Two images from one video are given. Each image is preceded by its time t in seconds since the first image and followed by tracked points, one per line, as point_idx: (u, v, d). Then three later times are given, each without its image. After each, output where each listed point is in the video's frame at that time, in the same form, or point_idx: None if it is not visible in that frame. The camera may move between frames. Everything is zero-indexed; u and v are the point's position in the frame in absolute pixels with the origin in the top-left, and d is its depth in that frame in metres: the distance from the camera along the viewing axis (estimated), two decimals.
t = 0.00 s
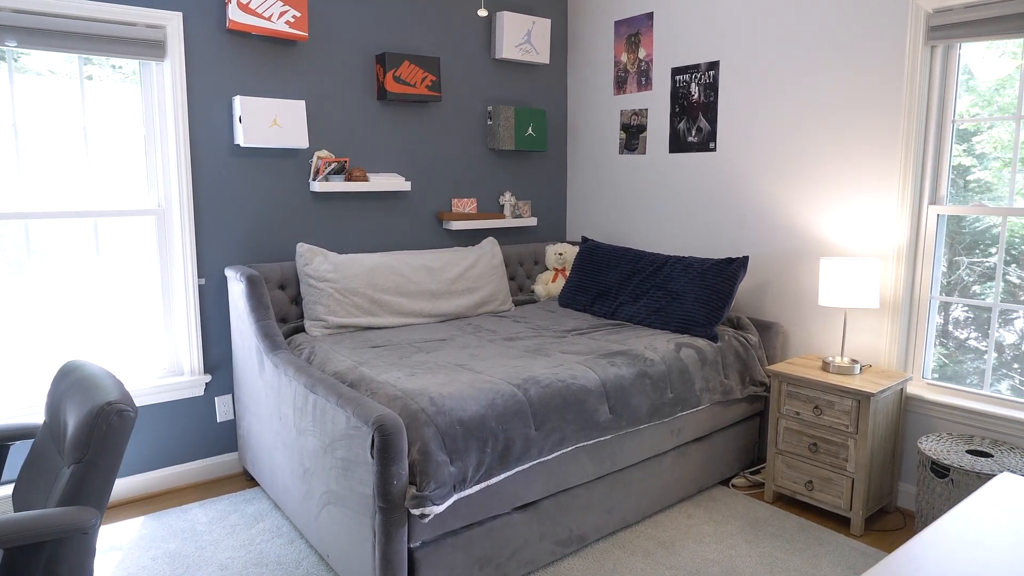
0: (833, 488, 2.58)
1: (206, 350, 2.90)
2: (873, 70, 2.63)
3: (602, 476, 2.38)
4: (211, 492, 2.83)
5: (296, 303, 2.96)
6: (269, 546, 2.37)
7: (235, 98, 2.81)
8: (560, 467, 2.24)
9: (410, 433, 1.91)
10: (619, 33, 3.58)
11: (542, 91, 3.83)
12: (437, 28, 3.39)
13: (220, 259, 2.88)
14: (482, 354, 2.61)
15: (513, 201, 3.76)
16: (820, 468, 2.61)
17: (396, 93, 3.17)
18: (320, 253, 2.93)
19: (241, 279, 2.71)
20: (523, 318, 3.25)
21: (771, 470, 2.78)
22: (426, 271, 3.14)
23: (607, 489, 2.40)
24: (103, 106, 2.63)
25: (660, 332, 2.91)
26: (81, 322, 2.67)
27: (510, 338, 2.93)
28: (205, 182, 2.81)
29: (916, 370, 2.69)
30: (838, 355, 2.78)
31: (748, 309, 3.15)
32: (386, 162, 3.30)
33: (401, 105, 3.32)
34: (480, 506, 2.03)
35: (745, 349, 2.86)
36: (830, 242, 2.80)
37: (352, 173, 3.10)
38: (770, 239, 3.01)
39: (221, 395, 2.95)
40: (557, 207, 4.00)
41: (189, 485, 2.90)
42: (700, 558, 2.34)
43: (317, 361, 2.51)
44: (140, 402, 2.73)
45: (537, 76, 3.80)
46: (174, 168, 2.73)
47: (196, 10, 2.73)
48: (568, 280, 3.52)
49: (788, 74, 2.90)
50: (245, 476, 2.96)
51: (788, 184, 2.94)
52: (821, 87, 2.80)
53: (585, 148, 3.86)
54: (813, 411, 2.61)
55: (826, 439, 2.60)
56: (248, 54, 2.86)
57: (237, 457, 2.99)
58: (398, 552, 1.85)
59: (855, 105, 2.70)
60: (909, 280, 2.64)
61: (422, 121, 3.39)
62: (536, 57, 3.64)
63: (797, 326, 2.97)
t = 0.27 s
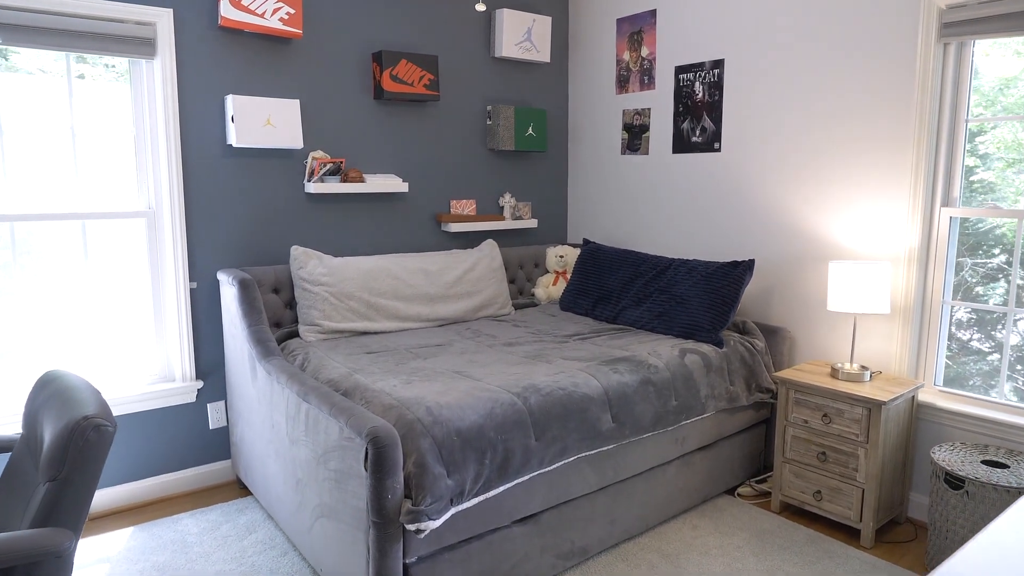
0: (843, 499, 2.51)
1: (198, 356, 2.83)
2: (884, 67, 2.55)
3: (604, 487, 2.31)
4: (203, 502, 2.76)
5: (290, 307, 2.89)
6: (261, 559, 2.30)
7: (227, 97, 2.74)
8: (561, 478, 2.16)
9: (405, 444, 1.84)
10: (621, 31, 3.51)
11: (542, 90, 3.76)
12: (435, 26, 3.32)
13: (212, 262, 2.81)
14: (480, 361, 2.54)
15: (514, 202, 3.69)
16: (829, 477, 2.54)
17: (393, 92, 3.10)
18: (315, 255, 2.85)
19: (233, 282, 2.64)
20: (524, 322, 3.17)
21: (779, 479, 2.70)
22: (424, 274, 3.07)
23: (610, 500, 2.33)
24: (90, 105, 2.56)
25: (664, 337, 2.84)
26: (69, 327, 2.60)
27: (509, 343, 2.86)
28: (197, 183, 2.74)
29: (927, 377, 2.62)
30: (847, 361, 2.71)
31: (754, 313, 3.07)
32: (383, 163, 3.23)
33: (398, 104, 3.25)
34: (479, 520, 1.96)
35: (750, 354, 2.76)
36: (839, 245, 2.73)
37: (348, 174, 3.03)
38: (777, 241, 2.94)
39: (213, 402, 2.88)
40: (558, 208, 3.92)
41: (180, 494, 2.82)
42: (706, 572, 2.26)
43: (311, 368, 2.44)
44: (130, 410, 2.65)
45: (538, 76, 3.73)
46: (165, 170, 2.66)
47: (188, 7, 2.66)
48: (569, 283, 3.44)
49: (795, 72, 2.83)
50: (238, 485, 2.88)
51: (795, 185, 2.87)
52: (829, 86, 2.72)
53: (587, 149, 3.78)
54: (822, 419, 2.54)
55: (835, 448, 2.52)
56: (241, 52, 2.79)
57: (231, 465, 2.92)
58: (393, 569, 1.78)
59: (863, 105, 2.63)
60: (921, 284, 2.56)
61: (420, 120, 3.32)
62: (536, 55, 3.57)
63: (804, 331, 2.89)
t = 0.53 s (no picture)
0: (854, 511, 2.43)
1: (190, 363, 2.75)
2: (897, 65, 2.47)
3: (608, 500, 2.23)
4: (194, 513, 2.68)
5: (284, 313, 2.82)
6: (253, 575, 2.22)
7: (219, 96, 2.66)
8: (564, 492, 2.08)
9: (401, 460, 1.76)
10: (624, 29, 3.43)
11: (543, 89, 3.68)
12: (433, 23, 3.24)
13: (204, 267, 2.74)
14: (480, 369, 2.46)
15: (514, 204, 3.61)
16: (839, 489, 2.46)
17: (390, 91, 3.04)
18: (310, 259, 2.77)
19: (225, 288, 2.56)
20: (524, 327, 3.10)
21: (787, 490, 2.63)
22: (423, 278, 2.99)
23: (614, 514, 2.25)
24: (78, 106, 2.48)
25: (669, 343, 2.75)
26: (56, 335, 2.52)
27: (510, 350, 2.78)
28: (187, 185, 2.66)
29: (941, 386, 2.54)
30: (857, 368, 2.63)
31: (760, 318, 2.99)
32: (380, 164, 3.16)
33: (395, 103, 3.17)
34: (477, 538, 1.88)
35: (757, 360, 2.66)
36: (849, 249, 2.65)
37: (343, 175, 2.95)
38: (785, 245, 2.86)
39: (206, 410, 2.80)
40: (559, 209, 3.84)
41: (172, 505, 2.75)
42: None
43: (304, 376, 2.36)
44: (119, 419, 2.58)
45: (539, 74, 3.65)
46: (154, 171, 2.58)
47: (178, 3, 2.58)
48: (571, 287, 3.37)
49: (804, 70, 2.74)
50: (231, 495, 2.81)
51: (803, 187, 2.79)
52: (839, 85, 2.64)
53: (588, 149, 3.70)
54: (832, 429, 2.46)
55: (845, 458, 2.45)
56: (233, 50, 2.71)
57: (224, 474, 2.84)
58: None
59: (874, 105, 2.55)
60: (934, 289, 2.48)
61: (417, 120, 3.25)
62: (537, 53, 3.49)
63: (813, 337, 2.81)
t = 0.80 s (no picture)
0: (867, 524, 2.35)
1: (181, 371, 2.67)
2: (911, 63, 2.39)
3: (614, 515, 2.15)
4: (186, 525, 2.60)
5: (279, 318, 2.74)
6: None
7: (211, 95, 2.58)
8: (568, 508, 2.00)
9: (398, 477, 1.68)
10: (628, 26, 3.34)
11: (545, 87, 3.60)
12: (433, 20, 3.16)
13: (196, 271, 2.65)
14: (481, 378, 2.38)
15: (516, 205, 3.53)
16: (852, 501, 2.38)
17: (388, 89, 2.95)
18: (305, 262, 2.69)
19: (217, 293, 2.48)
20: (526, 333, 3.02)
21: (797, 502, 2.55)
22: (422, 282, 2.91)
23: (620, 529, 2.17)
24: (64, 105, 2.39)
25: (675, 350, 2.67)
26: (43, 342, 2.43)
27: (511, 357, 2.70)
28: (178, 187, 2.58)
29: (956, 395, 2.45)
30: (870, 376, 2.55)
31: (768, 323, 2.91)
32: (377, 165, 3.08)
33: (393, 102, 3.09)
34: (478, 557, 1.80)
35: (767, 368, 2.60)
36: (861, 253, 2.57)
37: (340, 177, 2.89)
38: (794, 248, 2.78)
39: (198, 419, 2.73)
40: (562, 211, 3.76)
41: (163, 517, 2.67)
42: None
43: (298, 386, 2.28)
44: (107, 429, 2.50)
45: (540, 72, 3.56)
46: (144, 173, 2.50)
47: None
48: (574, 291, 3.29)
49: (814, 68, 2.66)
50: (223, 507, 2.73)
51: (814, 189, 2.70)
52: (851, 84, 2.56)
53: (591, 149, 3.62)
54: (844, 439, 2.38)
55: (858, 470, 2.37)
56: (225, 47, 2.63)
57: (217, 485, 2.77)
58: None
59: (888, 104, 2.46)
60: (949, 295, 2.40)
61: (416, 120, 3.17)
62: (538, 51, 3.41)
63: (823, 343, 2.73)
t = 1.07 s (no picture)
0: (881, 536, 2.28)
1: (175, 377, 2.61)
2: (926, 60, 2.31)
3: (620, 528, 2.07)
4: (179, 536, 2.53)
5: (275, 323, 2.66)
6: None
7: (205, 93, 2.51)
8: (574, 522, 1.93)
9: (397, 492, 1.60)
10: (632, 23, 3.27)
11: (547, 86, 3.53)
12: (433, 17, 3.09)
13: (190, 274, 2.58)
14: (483, 385, 2.31)
15: (518, 206, 3.46)
16: (865, 513, 2.31)
17: (387, 87, 2.88)
18: (301, 266, 2.62)
19: (210, 298, 2.41)
20: (529, 338, 2.95)
21: (808, 513, 2.47)
22: (422, 285, 2.84)
23: (627, 543, 2.09)
24: (53, 104, 2.32)
25: (682, 355, 2.60)
26: (31, 349, 2.36)
27: (513, 363, 2.63)
28: (170, 188, 2.50)
29: (973, 402, 2.38)
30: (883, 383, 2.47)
31: (777, 328, 2.84)
32: (376, 165, 3.01)
33: (392, 101, 3.03)
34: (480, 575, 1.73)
35: (778, 375, 2.53)
36: (874, 256, 2.49)
37: (338, 178, 2.82)
38: (804, 251, 2.70)
39: (192, 426, 2.67)
40: (565, 212, 3.69)
41: (156, 527, 2.61)
42: None
43: (294, 395, 2.20)
44: (97, 437, 2.43)
45: (543, 71, 3.50)
46: (135, 174, 2.43)
47: None
48: (577, 294, 3.21)
49: (825, 66, 2.59)
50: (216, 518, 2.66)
51: (824, 191, 2.63)
52: (863, 81, 2.48)
53: (595, 149, 3.55)
54: (857, 448, 2.30)
55: (872, 480, 2.29)
56: (219, 44, 2.56)
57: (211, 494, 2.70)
58: None
59: (902, 102, 2.39)
60: (965, 299, 2.33)
61: (415, 119, 3.10)
62: (541, 49, 3.34)
63: (834, 348, 2.65)
